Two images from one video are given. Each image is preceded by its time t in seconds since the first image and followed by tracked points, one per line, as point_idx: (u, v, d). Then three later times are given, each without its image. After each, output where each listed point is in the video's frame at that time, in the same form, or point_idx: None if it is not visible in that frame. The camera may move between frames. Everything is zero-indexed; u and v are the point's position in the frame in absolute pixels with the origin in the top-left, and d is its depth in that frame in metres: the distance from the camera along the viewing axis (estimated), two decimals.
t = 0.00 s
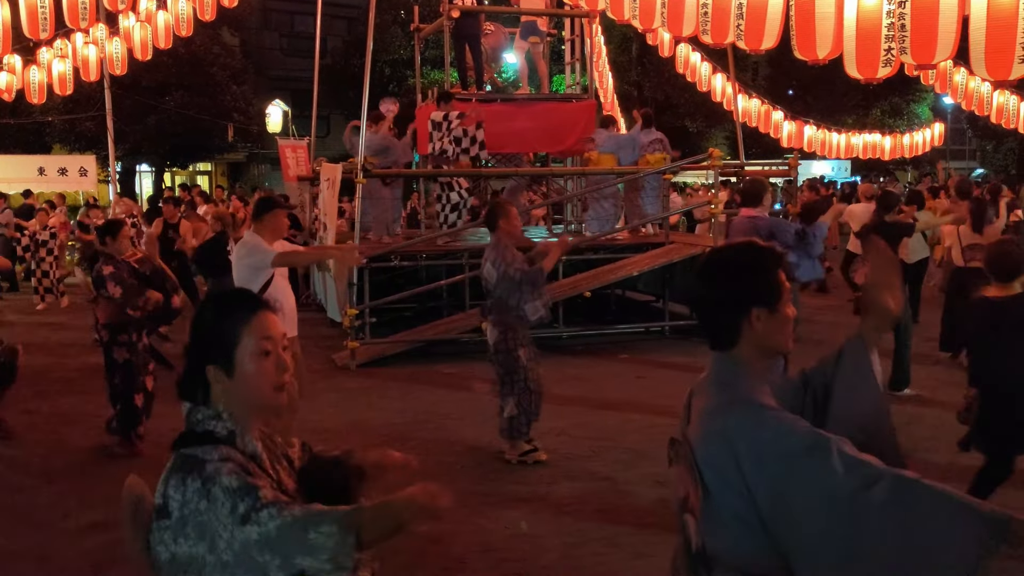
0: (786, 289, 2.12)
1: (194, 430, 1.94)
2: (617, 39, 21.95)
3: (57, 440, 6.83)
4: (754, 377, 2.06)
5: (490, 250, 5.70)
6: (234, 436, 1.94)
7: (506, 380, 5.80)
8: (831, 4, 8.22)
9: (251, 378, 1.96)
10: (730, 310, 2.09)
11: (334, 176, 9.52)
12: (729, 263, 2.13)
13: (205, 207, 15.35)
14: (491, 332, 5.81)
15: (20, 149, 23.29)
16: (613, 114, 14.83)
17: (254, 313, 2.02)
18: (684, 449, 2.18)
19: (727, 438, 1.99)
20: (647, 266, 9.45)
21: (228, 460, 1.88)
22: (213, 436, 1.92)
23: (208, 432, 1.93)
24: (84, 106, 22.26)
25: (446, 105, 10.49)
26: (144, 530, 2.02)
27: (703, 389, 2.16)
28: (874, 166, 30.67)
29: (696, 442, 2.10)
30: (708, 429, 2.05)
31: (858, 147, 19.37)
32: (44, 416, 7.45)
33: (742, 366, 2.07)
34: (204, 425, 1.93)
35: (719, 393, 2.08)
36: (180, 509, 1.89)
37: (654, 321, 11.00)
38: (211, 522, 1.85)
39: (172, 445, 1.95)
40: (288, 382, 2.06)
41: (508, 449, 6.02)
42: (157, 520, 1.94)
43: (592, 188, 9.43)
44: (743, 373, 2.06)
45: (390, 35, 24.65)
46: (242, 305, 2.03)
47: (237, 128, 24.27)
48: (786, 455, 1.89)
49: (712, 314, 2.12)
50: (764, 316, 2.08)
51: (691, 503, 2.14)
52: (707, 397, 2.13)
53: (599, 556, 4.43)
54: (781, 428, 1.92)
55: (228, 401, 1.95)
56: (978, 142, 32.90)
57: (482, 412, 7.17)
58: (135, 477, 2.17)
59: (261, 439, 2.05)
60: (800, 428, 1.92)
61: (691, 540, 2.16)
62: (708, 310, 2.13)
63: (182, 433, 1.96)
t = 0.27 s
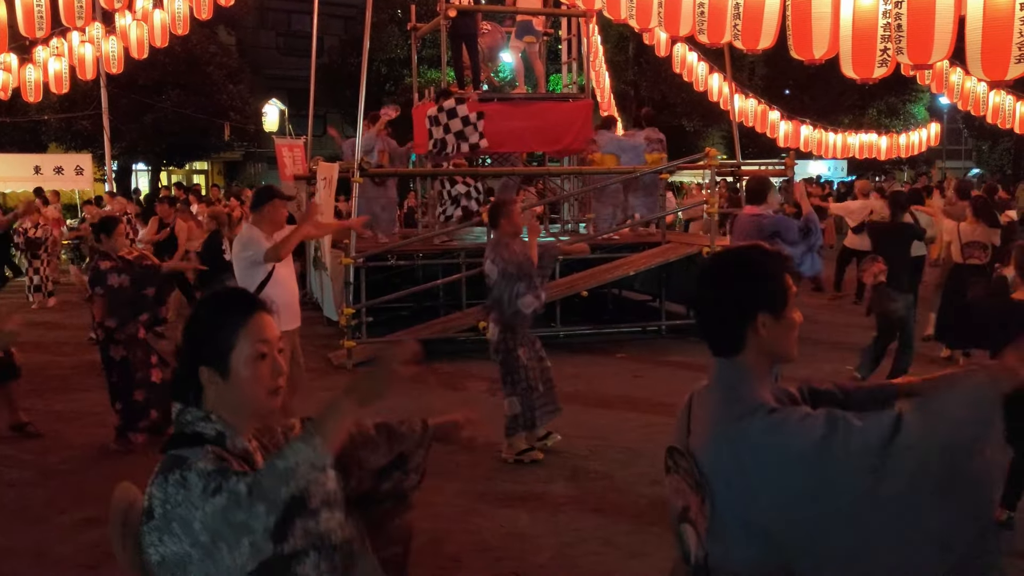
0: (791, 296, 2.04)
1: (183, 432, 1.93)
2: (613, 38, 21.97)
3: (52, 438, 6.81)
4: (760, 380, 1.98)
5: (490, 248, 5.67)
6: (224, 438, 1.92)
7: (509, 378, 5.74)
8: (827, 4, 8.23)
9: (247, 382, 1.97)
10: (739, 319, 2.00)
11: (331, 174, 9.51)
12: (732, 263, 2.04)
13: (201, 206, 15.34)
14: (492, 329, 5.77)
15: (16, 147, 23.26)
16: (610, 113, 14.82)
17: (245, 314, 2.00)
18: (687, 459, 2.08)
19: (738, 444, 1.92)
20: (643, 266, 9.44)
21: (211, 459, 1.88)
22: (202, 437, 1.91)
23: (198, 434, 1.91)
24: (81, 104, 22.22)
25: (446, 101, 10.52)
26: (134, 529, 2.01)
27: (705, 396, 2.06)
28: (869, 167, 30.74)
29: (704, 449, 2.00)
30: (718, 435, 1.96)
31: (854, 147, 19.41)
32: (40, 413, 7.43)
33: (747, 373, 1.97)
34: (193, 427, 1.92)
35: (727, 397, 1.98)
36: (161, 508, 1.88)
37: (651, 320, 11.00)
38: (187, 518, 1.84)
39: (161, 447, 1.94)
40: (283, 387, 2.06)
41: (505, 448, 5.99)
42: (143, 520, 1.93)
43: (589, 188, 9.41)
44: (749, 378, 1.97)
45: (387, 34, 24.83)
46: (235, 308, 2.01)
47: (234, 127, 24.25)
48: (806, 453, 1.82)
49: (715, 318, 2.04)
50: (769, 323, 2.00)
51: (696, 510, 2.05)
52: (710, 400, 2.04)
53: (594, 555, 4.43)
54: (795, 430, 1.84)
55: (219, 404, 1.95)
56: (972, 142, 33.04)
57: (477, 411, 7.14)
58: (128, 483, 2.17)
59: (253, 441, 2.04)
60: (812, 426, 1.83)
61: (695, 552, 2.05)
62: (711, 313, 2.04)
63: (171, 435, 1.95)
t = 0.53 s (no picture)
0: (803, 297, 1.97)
1: (190, 435, 1.93)
2: (611, 39, 21.96)
3: (50, 439, 6.81)
4: (769, 383, 1.93)
5: (497, 246, 5.76)
6: (231, 440, 1.93)
7: (513, 375, 5.74)
8: (826, 5, 8.21)
9: (249, 382, 1.96)
10: (756, 327, 1.92)
11: (328, 175, 9.50)
12: (745, 262, 1.96)
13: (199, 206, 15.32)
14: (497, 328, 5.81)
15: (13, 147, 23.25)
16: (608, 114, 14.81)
17: (250, 316, 1.99)
18: (691, 462, 2.01)
19: (748, 449, 1.86)
20: (640, 266, 9.45)
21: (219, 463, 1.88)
22: (209, 440, 1.91)
23: (203, 437, 1.92)
24: (78, 104, 22.19)
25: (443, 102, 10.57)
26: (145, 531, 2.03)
27: (712, 399, 1.99)
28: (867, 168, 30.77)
29: (712, 456, 1.93)
30: (728, 440, 1.90)
31: (851, 148, 19.42)
32: (38, 414, 7.43)
33: (758, 376, 1.91)
34: (199, 429, 1.92)
35: (734, 402, 1.93)
36: (169, 512, 1.89)
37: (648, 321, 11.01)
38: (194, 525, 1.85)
39: (168, 450, 1.96)
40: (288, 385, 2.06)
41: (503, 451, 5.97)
42: (154, 524, 1.94)
43: (587, 189, 9.41)
44: (759, 381, 1.91)
45: (384, 34, 24.84)
46: (235, 310, 2.00)
47: (231, 127, 24.24)
48: (819, 460, 1.79)
49: (728, 319, 1.96)
50: (784, 326, 1.92)
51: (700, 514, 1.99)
52: (717, 403, 1.97)
53: (592, 554, 4.44)
54: (807, 435, 1.80)
55: (224, 406, 1.96)
56: (969, 143, 33.08)
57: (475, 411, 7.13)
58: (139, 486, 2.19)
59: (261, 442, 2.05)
60: (822, 431, 1.80)
61: (702, 557, 2.01)
62: (726, 314, 1.97)
63: (178, 438, 1.96)
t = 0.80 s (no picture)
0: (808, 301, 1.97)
1: (184, 452, 1.90)
2: (608, 40, 21.98)
3: (45, 440, 6.79)
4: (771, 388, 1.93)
5: (507, 244, 5.75)
6: (229, 456, 1.90)
7: (518, 372, 5.77)
8: (822, 7, 8.22)
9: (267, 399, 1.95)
10: (754, 327, 1.91)
11: (325, 176, 9.49)
12: (748, 267, 1.96)
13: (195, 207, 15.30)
14: (502, 326, 5.81)
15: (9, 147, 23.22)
16: (605, 115, 14.81)
17: (247, 328, 1.96)
18: (695, 463, 2.03)
19: (748, 449, 1.86)
20: (636, 267, 9.45)
21: (222, 484, 1.86)
22: (205, 457, 1.88)
23: (200, 454, 1.89)
24: (74, 104, 22.16)
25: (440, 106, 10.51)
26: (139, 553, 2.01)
27: (715, 401, 2.00)
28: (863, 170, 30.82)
29: (714, 456, 1.95)
30: (730, 440, 1.90)
31: (847, 150, 19.45)
32: (33, 415, 7.40)
33: (760, 378, 1.92)
34: (196, 447, 1.90)
35: (736, 402, 1.93)
36: (171, 540, 1.87)
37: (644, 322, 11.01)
38: (201, 554, 1.83)
39: (161, 470, 1.92)
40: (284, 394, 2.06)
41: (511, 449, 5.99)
42: (148, 550, 1.92)
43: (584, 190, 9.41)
44: (759, 382, 1.92)
45: (381, 35, 24.86)
46: (230, 322, 1.96)
47: (228, 127, 24.24)
48: (818, 465, 1.75)
49: (729, 324, 1.96)
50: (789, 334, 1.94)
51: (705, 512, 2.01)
52: (719, 406, 1.98)
53: (587, 556, 4.43)
54: (808, 440, 1.77)
55: (224, 421, 1.91)
56: (965, 145, 33.16)
57: (471, 413, 7.12)
58: (122, 500, 2.17)
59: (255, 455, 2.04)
60: (825, 437, 1.76)
61: (711, 556, 2.01)
62: (727, 318, 1.97)
63: (171, 455, 1.92)
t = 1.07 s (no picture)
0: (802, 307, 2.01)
1: (179, 456, 1.90)
2: (605, 42, 22.01)
3: (41, 438, 6.78)
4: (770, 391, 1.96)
5: (514, 247, 5.76)
6: (224, 459, 1.91)
7: (523, 375, 5.83)
8: (819, 8, 8.28)
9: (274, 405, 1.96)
10: (752, 330, 1.94)
11: (321, 177, 9.48)
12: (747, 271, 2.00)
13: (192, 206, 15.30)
14: (508, 328, 5.85)
15: (6, 147, 23.22)
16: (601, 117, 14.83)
17: (244, 330, 1.97)
18: (689, 467, 2.00)
19: (760, 451, 1.85)
20: (632, 269, 9.45)
21: (220, 489, 1.86)
22: (200, 460, 1.88)
23: (194, 457, 1.89)
24: (70, 104, 22.15)
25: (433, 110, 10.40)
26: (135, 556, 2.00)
27: (714, 404, 2.00)
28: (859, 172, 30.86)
29: (714, 458, 1.93)
30: (738, 442, 1.89)
31: (843, 152, 19.48)
32: (28, 413, 7.39)
33: (757, 379, 1.95)
34: (191, 450, 1.90)
35: (743, 404, 1.94)
36: (169, 546, 1.85)
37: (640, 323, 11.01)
38: (202, 560, 1.83)
39: (156, 474, 1.90)
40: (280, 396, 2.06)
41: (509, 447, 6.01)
42: (145, 554, 1.89)
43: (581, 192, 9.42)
44: (758, 384, 1.95)
45: (378, 36, 24.85)
46: (223, 321, 1.96)
47: (224, 128, 24.23)
48: (833, 466, 1.77)
49: (730, 327, 1.98)
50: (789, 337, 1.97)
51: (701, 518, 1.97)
52: (721, 409, 1.97)
53: (582, 556, 4.44)
54: (823, 443, 1.79)
55: (221, 424, 1.93)
56: (961, 148, 33.22)
57: (467, 414, 7.11)
58: (117, 501, 2.15)
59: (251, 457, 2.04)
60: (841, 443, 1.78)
61: (707, 563, 1.96)
62: (728, 322, 1.98)
63: (166, 458, 1.91)
